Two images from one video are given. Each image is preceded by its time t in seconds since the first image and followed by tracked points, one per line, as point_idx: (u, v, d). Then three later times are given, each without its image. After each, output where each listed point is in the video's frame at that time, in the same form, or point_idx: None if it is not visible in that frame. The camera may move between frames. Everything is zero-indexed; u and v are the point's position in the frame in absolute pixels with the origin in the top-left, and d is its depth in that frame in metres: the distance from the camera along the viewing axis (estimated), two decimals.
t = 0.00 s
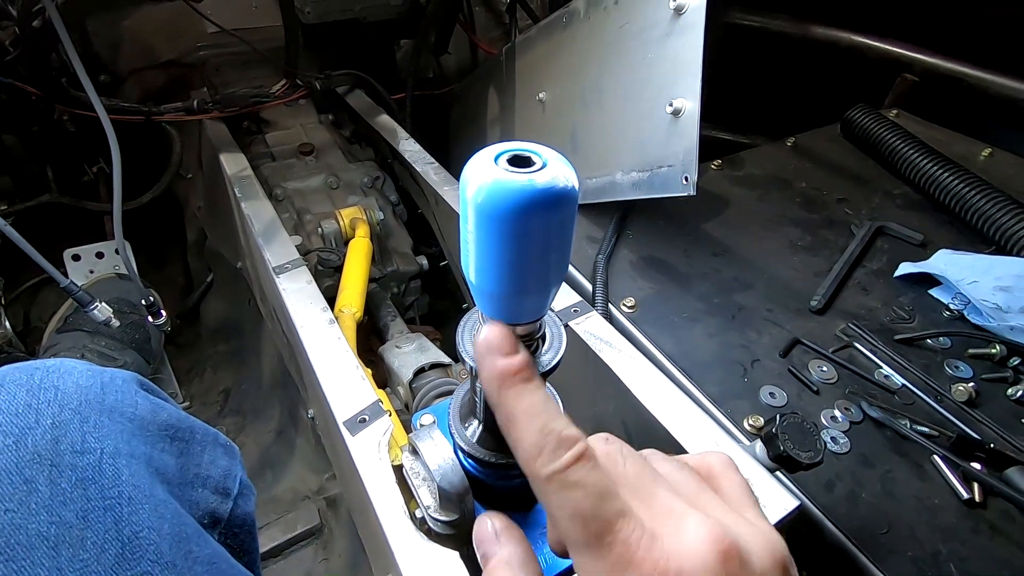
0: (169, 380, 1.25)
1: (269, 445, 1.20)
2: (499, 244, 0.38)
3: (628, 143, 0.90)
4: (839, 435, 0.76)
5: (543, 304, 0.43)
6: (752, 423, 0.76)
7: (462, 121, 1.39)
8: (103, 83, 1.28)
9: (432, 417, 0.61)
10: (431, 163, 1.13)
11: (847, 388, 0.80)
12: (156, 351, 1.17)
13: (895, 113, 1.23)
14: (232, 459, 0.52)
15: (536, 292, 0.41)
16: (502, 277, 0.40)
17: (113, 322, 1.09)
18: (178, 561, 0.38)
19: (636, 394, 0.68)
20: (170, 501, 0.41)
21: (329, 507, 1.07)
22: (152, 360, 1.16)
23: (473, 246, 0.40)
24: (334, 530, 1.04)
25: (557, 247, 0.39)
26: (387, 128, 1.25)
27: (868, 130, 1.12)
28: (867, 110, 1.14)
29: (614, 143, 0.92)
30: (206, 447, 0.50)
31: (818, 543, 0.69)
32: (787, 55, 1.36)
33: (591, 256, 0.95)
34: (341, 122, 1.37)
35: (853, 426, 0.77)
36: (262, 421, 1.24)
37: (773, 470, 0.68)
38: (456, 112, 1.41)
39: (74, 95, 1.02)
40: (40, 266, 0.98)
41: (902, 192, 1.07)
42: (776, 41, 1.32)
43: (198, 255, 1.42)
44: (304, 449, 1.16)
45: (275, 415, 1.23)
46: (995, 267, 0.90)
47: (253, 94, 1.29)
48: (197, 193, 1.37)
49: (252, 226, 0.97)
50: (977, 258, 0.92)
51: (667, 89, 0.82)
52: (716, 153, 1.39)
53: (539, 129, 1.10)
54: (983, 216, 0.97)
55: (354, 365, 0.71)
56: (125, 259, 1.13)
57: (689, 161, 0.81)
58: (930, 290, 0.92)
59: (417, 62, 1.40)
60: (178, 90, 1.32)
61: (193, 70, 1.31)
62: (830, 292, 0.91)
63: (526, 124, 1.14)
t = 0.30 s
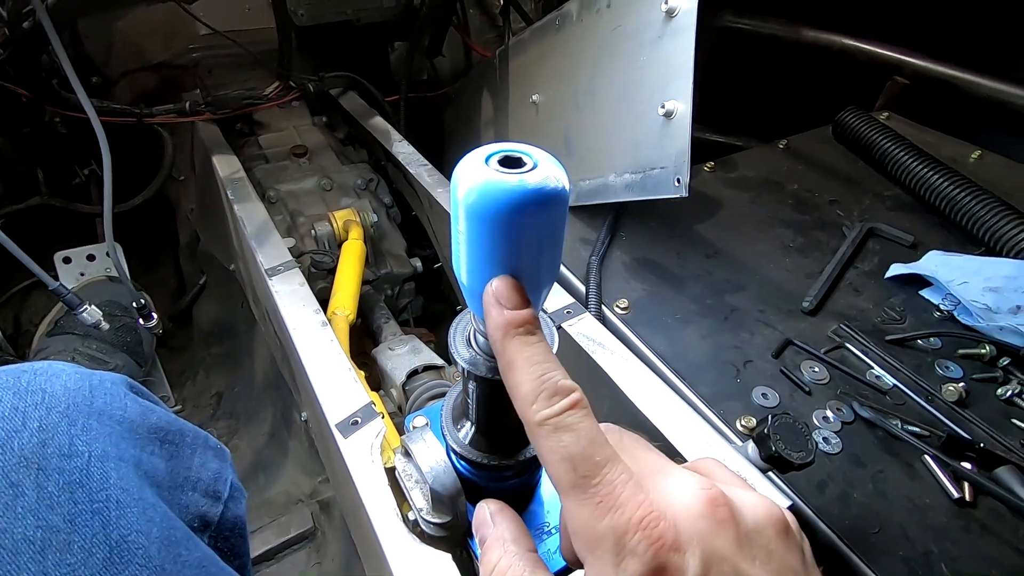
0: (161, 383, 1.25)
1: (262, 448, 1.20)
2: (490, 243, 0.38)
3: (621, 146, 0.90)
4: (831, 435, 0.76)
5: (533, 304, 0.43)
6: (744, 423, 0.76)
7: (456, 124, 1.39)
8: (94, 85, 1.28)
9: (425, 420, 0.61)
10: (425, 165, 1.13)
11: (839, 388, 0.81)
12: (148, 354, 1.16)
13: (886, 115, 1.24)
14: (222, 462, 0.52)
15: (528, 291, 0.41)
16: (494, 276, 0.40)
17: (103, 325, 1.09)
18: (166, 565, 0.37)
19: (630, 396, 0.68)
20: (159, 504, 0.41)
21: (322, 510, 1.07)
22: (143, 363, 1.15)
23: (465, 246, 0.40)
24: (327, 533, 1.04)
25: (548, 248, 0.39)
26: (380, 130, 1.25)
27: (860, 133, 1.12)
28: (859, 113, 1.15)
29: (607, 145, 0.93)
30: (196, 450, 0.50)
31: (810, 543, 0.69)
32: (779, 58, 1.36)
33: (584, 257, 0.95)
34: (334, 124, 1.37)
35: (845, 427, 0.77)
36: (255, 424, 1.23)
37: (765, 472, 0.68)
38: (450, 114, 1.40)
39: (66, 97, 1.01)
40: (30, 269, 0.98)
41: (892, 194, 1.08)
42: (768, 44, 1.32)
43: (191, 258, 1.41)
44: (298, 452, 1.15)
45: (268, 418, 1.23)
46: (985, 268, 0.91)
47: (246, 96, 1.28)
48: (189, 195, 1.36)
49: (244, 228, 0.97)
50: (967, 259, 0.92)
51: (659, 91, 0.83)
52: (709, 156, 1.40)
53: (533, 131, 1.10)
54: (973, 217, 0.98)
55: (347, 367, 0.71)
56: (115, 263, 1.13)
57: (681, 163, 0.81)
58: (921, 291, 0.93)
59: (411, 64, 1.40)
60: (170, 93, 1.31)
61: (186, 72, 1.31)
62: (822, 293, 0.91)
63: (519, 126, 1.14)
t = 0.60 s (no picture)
0: (155, 386, 1.24)
1: (256, 450, 1.19)
2: (485, 243, 0.38)
3: (615, 147, 0.90)
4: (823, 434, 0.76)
5: (527, 304, 0.43)
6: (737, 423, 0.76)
7: (450, 125, 1.39)
8: (88, 87, 1.27)
9: (419, 420, 0.61)
10: (420, 166, 1.13)
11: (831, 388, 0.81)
12: (142, 356, 1.16)
13: (877, 117, 1.25)
14: (216, 462, 0.52)
15: (521, 291, 0.41)
16: (487, 276, 0.40)
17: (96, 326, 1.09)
18: (160, 565, 0.37)
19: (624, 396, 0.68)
20: (153, 504, 0.41)
21: (317, 512, 1.07)
22: (137, 365, 1.15)
23: (457, 246, 0.40)
24: (321, 535, 1.04)
25: (541, 248, 0.39)
26: (375, 131, 1.25)
27: (851, 134, 1.13)
28: (850, 114, 1.15)
29: (601, 146, 0.93)
30: (190, 450, 0.50)
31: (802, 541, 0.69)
32: (772, 60, 1.37)
33: (578, 258, 0.96)
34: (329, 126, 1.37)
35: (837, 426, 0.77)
36: (249, 426, 1.23)
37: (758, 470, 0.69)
38: (445, 116, 1.41)
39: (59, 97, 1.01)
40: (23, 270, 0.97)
41: (884, 195, 1.09)
42: (761, 46, 1.33)
43: (184, 260, 1.41)
44: (292, 454, 1.15)
45: (262, 420, 1.22)
46: (975, 268, 0.91)
47: (241, 97, 1.28)
48: (183, 197, 1.35)
49: (239, 229, 0.96)
50: (957, 259, 0.93)
51: (652, 92, 0.83)
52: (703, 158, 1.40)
53: (527, 132, 1.10)
54: (963, 218, 0.99)
55: (341, 368, 0.71)
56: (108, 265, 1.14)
57: (674, 164, 0.81)
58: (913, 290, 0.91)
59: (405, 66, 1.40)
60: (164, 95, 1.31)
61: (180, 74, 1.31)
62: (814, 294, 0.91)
63: (514, 127, 1.14)
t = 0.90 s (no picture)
0: (148, 390, 1.24)
1: (250, 454, 1.19)
2: (474, 248, 0.39)
3: (606, 151, 0.91)
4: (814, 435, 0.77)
5: (516, 307, 0.44)
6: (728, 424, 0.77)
7: (444, 129, 1.39)
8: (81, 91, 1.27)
9: (412, 422, 0.62)
10: (413, 170, 1.13)
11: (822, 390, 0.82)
12: (135, 360, 1.16)
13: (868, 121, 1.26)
14: (209, 465, 0.52)
15: (510, 294, 0.42)
16: (477, 279, 0.40)
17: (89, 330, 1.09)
18: (153, 567, 0.37)
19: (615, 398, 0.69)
20: (146, 507, 0.41)
21: (311, 516, 1.07)
22: (131, 369, 1.15)
23: (447, 250, 0.41)
24: (315, 538, 1.04)
25: (530, 252, 0.40)
26: (369, 136, 1.25)
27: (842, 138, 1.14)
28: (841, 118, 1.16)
29: (593, 150, 0.93)
30: (183, 453, 0.50)
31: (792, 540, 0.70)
32: (764, 64, 1.38)
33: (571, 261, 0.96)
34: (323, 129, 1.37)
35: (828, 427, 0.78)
36: (243, 430, 1.23)
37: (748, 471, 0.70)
38: (439, 120, 1.41)
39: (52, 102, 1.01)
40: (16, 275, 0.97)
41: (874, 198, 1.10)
42: (753, 50, 1.34)
43: (178, 264, 1.41)
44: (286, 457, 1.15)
45: (256, 424, 1.22)
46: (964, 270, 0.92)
47: (235, 102, 1.27)
48: (177, 200, 1.35)
49: (232, 233, 0.97)
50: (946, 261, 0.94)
51: (643, 96, 0.83)
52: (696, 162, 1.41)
53: (520, 136, 1.11)
54: (953, 221, 1.00)
55: (335, 371, 0.71)
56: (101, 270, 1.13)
57: (664, 168, 0.82)
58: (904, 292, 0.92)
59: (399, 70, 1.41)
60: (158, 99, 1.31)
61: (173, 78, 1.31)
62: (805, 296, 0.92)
63: (507, 131, 1.15)
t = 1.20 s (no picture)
0: (143, 392, 1.23)
1: (246, 456, 1.19)
2: (474, 245, 0.38)
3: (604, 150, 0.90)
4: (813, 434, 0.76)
5: (516, 308, 0.43)
6: (728, 423, 0.76)
7: (441, 129, 1.39)
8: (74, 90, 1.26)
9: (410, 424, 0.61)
10: (410, 170, 1.13)
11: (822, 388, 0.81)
12: (129, 361, 1.15)
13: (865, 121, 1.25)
14: (203, 468, 0.51)
15: (510, 295, 0.41)
16: (476, 278, 0.40)
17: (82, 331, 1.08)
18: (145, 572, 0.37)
19: (615, 397, 0.69)
20: (137, 511, 0.40)
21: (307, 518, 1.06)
22: (125, 370, 1.14)
23: (445, 248, 0.40)
24: (312, 540, 1.03)
25: (530, 250, 0.39)
26: (365, 135, 1.24)
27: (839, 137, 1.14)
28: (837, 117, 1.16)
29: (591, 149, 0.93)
30: (175, 456, 0.49)
31: (793, 539, 0.69)
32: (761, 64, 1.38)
33: (569, 260, 0.96)
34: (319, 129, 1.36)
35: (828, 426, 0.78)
36: (238, 432, 1.22)
37: (750, 472, 0.70)
38: (436, 120, 1.40)
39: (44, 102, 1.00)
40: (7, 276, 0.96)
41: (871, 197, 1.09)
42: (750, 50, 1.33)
43: (173, 265, 1.40)
44: (282, 458, 1.14)
45: (252, 426, 1.21)
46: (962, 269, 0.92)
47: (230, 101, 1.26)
48: (171, 201, 1.34)
49: (227, 233, 0.96)
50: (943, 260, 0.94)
51: (642, 95, 0.83)
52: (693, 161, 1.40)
53: (518, 135, 1.10)
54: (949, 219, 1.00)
55: (331, 372, 0.70)
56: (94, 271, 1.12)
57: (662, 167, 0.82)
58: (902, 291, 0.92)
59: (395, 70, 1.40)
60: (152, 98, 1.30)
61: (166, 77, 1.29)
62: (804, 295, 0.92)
63: (505, 130, 1.14)
